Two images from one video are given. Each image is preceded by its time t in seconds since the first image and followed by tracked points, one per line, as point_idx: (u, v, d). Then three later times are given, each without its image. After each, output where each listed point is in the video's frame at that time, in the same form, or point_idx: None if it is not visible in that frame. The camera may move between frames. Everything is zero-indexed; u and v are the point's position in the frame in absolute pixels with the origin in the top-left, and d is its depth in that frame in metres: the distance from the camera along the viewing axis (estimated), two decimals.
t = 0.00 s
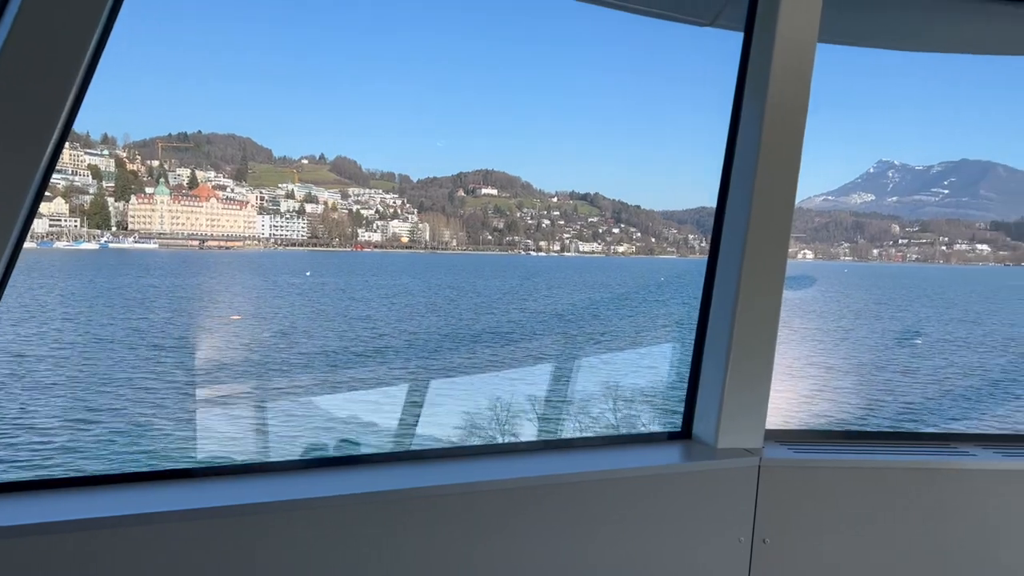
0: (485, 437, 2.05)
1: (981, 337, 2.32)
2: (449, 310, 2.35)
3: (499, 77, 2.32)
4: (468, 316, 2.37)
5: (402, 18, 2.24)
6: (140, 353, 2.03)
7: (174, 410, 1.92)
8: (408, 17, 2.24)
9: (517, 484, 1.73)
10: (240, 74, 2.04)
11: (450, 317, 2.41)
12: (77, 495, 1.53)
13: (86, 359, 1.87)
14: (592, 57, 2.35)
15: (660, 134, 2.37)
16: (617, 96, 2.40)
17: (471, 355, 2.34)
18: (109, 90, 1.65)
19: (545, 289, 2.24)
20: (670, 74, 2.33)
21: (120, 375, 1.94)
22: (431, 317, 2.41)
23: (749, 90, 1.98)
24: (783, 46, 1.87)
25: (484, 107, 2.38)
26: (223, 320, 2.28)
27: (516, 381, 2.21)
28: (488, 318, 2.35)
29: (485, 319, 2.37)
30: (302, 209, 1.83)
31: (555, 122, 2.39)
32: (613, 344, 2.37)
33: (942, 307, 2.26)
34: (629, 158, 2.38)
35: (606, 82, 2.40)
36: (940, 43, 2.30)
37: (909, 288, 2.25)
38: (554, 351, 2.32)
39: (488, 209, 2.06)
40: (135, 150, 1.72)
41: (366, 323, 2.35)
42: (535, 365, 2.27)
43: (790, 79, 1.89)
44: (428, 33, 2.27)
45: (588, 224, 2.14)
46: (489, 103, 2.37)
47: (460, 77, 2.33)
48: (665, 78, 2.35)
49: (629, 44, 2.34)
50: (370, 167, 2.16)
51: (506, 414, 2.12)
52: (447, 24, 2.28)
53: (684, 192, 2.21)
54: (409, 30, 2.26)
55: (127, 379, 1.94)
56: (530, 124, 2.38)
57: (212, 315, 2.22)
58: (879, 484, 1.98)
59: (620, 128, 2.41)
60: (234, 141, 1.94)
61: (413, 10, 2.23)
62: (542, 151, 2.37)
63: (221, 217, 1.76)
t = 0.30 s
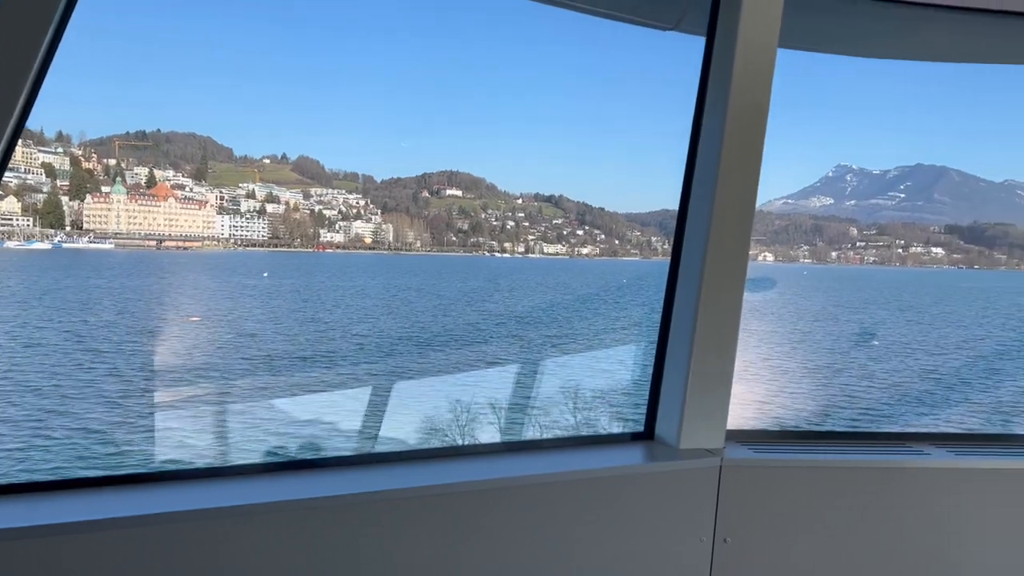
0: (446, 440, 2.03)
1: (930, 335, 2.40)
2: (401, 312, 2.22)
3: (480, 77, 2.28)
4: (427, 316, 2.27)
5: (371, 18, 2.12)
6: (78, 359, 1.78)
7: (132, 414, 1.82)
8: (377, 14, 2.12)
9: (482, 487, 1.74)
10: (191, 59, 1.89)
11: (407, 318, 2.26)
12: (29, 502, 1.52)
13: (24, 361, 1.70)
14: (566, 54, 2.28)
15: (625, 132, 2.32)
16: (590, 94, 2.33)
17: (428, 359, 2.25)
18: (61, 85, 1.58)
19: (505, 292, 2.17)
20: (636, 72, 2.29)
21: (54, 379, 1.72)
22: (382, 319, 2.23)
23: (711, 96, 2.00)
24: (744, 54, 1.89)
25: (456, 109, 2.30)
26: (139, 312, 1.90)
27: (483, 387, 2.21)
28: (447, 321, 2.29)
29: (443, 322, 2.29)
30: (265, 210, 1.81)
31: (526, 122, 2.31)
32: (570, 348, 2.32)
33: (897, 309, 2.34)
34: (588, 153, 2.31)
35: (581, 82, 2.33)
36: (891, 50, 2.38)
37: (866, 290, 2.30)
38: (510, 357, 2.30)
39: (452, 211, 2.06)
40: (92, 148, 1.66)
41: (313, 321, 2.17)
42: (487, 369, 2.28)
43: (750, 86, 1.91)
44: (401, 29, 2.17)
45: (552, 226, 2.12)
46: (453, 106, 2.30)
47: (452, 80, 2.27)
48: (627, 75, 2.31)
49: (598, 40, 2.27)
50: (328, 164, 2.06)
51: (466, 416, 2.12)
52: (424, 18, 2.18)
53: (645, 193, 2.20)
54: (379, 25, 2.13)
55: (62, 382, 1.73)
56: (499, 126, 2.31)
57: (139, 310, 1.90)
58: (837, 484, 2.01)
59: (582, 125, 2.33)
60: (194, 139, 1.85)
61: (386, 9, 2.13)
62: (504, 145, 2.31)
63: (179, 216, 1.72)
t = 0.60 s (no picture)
0: (405, 442, 2.01)
1: (886, 338, 2.47)
2: (355, 316, 2.16)
3: (451, 78, 2.22)
4: (372, 321, 2.19)
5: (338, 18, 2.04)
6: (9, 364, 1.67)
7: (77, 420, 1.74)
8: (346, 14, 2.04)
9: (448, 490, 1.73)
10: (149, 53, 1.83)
11: (355, 323, 2.17)
12: None
13: None
14: (525, 53, 2.23)
15: (583, 131, 2.28)
16: (559, 95, 2.28)
17: (383, 361, 2.19)
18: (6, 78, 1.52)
19: (467, 292, 2.17)
20: (590, 73, 2.27)
21: None
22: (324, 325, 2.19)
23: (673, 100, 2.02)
24: (706, 57, 1.91)
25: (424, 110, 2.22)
26: (80, 313, 1.76)
27: (445, 387, 2.20)
28: (403, 325, 2.27)
29: (398, 326, 2.26)
30: (224, 209, 1.78)
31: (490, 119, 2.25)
32: (525, 351, 2.28)
33: (855, 310, 2.39)
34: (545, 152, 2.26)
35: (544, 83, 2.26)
36: (853, 54, 2.40)
37: (826, 292, 2.33)
38: (463, 360, 2.28)
39: (417, 211, 2.04)
40: (44, 145, 1.60)
41: (255, 323, 2.06)
42: (445, 370, 2.25)
43: (712, 89, 1.93)
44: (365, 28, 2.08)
45: (517, 227, 2.13)
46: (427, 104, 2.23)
47: (417, 82, 2.20)
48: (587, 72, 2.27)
49: (562, 38, 2.23)
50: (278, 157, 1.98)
51: (425, 419, 2.10)
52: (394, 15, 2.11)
53: (609, 196, 2.21)
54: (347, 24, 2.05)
55: None
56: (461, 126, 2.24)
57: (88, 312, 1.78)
58: (797, 484, 2.03)
59: (539, 122, 2.25)
60: (153, 138, 1.79)
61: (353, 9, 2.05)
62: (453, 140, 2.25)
63: (137, 216, 1.70)
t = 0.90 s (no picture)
0: (366, 446, 2.01)
1: (845, 340, 2.51)
2: (307, 321, 2.06)
3: (448, 80, 2.19)
4: (321, 328, 2.09)
5: (325, 19, 2.00)
6: None
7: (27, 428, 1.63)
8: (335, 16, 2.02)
9: (414, 492, 1.72)
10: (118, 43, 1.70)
11: (305, 330, 2.07)
12: None
13: None
14: (495, 53, 2.21)
15: (545, 136, 2.27)
16: (526, 96, 2.26)
17: (335, 368, 2.10)
18: None
19: (429, 296, 2.12)
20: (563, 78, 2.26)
21: None
22: (268, 333, 2.00)
23: (638, 103, 2.05)
24: (669, 63, 1.93)
25: (416, 113, 2.17)
26: (18, 314, 1.61)
27: (405, 392, 2.14)
28: (353, 332, 2.12)
29: (348, 333, 2.11)
30: (183, 210, 1.71)
31: (458, 120, 2.21)
32: (488, 355, 2.27)
33: (813, 312, 2.41)
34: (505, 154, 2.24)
35: (521, 88, 2.25)
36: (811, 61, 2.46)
37: (788, 294, 2.36)
38: (416, 366, 2.20)
39: (381, 213, 1.99)
40: None
41: (206, 332, 1.89)
42: (401, 377, 2.17)
43: (676, 96, 1.95)
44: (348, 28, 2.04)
45: (483, 228, 2.10)
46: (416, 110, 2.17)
47: (407, 85, 2.15)
48: (555, 76, 2.26)
49: (530, 41, 2.22)
50: (238, 158, 1.85)
51: (385, 423, 2.08)
52: (371, 15, 2.07)
53: (577, 197, 2.22)
54: (337, 27, 2.02)
55: None
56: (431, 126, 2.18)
57: (25, 313, 1.62)
58: (760, 482, 2.06)
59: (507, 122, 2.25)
60: (110, 137, 1.66)
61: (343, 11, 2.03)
62: (443, 142, 2.19)
63: (94, 216, 1.60)
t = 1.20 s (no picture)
0: (327, 450, 1.98)
1: (808, 341, 2.51)
2: (254, 324, 1.94)
3: (449, 80, 2.16)
4: (266, 330, 1.96)
5: (326, 18, 1.97)
6: None
7: None
8: (336, 16, 1.98)
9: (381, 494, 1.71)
10: (117, 45, 1.66)
11: (252, 333, 1.94)
12: None
13: None
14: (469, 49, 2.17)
15: (510, 136, 2.25)
16: (489, 97, 2.22)
17: (281, 372, 1.99)
18: None
19: (390, 297, 2.05)
20: (533, 80, 2.24)
21: None
22: (212, 335, 1.87)
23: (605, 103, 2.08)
24: (636, 62, 1.97)
25: (417, 113, 2.13)
26: None
27: (366, 391, 2.09)
28: (302, 335, 2.02)
29: (295, 337, 2.01)
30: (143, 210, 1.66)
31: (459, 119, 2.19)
32: (450, 356, 2.21)
33: (773, 314, 2.43)
34: (466, 153, 2.20)
35: (488, 88, 2.22)
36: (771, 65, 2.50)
37: (751, 296, 2.37)
38: (371, 368, 2.12)
39: (346, 214, 1.94)
40: None
41: (153, 335, 1.79)
42: (354, 381, 2.08)
43: (640, 97, 1.99)
44: (351, 28, 2.01)
45: (449, 229, 2.08)
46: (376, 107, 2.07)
47: (408, 85, 2.11)
48: (519, 77, 2.23)
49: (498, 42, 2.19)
50: (200, 156, 1.77)
51: (347, 426, 2.03)
52: (369, 14, 2.02)
53: (542, 197, 2.22)
54: (338, 26, 1.99)
55: None
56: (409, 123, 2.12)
57: None
58: (722, 482, 2.08)
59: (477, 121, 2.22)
60: (68, 135, 1.57)
61: (342, 10, 1.99)
62: (440, 142, 2.16)
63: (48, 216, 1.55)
